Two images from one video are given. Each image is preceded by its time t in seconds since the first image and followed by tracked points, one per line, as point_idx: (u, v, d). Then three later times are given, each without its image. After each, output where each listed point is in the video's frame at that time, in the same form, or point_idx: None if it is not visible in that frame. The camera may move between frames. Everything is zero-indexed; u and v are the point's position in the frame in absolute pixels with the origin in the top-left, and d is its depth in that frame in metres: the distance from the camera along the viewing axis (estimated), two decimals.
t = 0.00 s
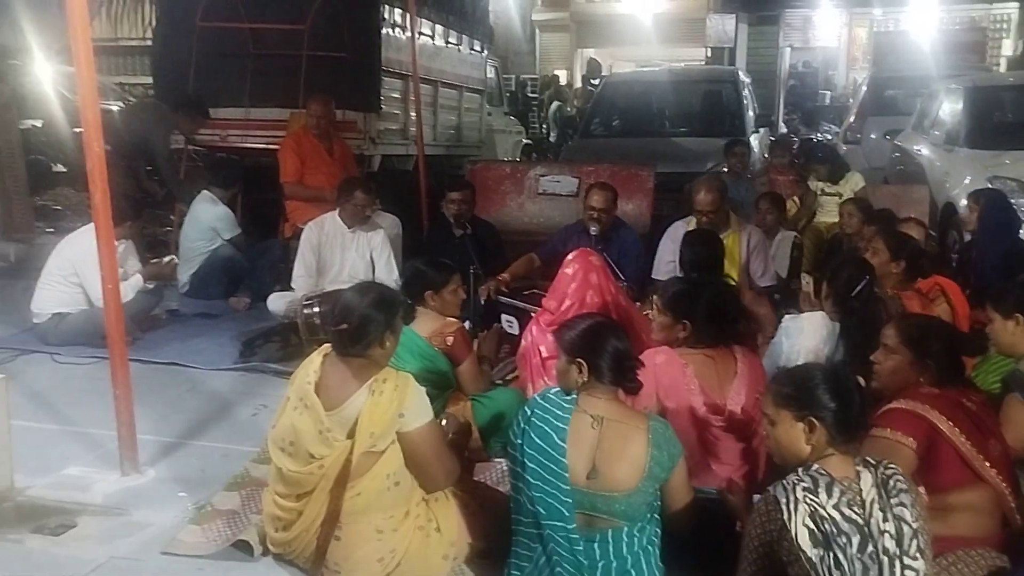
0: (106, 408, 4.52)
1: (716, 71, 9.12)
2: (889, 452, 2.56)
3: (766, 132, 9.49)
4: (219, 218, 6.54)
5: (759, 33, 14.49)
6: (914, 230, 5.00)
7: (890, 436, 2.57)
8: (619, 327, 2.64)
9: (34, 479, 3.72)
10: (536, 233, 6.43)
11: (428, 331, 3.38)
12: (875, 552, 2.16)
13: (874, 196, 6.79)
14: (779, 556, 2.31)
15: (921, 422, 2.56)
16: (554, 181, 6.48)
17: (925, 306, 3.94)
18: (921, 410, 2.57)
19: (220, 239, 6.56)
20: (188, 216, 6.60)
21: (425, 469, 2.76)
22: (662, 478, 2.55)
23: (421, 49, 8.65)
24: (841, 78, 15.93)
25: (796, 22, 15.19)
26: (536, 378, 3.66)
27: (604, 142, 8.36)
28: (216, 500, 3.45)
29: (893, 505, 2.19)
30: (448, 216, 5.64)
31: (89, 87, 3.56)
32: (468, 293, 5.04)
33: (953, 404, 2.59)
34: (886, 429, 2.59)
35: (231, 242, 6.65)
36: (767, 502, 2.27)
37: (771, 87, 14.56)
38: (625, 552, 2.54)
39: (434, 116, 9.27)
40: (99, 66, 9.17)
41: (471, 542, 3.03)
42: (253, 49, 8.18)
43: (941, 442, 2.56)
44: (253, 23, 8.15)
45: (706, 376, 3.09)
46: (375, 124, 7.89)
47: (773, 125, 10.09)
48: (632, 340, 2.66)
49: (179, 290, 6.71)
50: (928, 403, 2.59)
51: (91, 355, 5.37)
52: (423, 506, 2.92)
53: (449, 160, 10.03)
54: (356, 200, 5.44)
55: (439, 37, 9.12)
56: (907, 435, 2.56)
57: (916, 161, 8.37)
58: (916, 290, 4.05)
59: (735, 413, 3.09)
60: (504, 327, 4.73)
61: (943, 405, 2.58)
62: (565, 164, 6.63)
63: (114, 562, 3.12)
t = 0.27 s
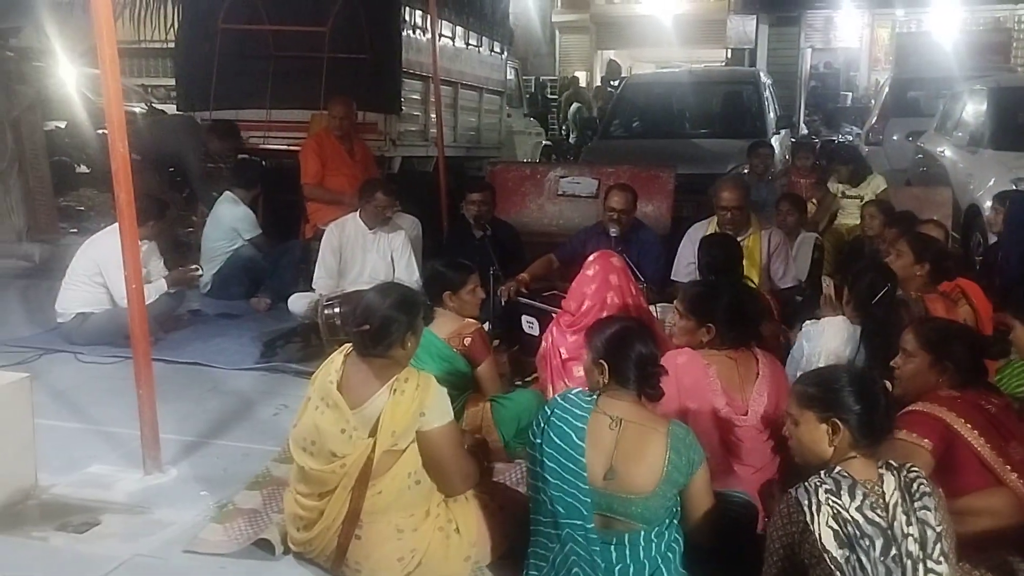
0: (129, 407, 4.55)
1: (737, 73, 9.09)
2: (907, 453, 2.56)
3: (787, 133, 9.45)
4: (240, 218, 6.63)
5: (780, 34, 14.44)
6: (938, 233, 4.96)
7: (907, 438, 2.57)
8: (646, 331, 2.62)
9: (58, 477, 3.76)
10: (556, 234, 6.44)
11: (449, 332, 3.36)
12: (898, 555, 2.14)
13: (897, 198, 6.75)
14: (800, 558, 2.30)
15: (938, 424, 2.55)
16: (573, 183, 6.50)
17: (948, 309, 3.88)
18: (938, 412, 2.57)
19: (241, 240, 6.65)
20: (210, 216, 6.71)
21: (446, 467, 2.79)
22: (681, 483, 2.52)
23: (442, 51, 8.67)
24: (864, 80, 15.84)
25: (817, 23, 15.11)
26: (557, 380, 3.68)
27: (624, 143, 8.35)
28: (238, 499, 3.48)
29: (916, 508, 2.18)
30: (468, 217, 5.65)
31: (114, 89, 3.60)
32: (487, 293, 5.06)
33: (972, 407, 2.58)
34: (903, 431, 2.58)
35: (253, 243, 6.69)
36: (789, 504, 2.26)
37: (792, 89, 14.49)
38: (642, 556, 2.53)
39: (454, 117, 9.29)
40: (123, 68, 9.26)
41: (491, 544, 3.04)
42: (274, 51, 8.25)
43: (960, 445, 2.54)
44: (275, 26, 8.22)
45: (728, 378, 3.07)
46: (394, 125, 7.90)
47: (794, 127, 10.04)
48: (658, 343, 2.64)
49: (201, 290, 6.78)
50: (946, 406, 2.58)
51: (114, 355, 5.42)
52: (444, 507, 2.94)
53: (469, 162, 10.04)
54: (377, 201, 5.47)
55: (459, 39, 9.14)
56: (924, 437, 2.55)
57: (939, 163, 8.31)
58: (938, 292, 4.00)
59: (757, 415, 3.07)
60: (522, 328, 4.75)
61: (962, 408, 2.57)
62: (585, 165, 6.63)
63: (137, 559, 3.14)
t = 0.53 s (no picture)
0: (148, 408, 4.59)
1: (755, 75, 9.07)
2: (931, 458, 2.54)
3: (805, 134, 9.41)
4: (259, 220, 6.61)
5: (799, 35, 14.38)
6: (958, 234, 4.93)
7: (930, 442, 2.55)
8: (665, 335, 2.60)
9: (79, 476, 3.79)
10: (573, 236, 6.44)
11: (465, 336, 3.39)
12: (917, 560, 2.14)
13: (916, 199, 6.70)
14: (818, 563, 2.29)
15: (964, 429, 2.53)
16: (591, 184, 6.51)
17: (970, 312, 3.86)
18: (963, 416, 2.55)
19: (260, 241, 6.64)
20: (230, 216, 6.70)
21: (463, 468, 2.79)
22: (697, 487, 2.52)
23: (460, 53, 8.69)
24: (883, 80, 15.75)
25: (836, 23, 15.04)
26: (574, 382, 3.66)
27: (641, 144, 8.34)
28: (257, 500, 3.50)
29: (935, 513, 2.17)
30: (485, 219, 5.66)
31: (134, 92, 3.62)
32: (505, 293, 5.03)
33: (997, 411, 2.57)
34: (927, 436, 2.57)
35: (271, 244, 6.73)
36: (807, 509, 2.26)
37: (810, 89, 14.45)
38: (659, 560, 2.53)
39: (471, 119, 9.31)
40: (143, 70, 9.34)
41: (508, 545, 3.04)
42: (294, 53, 8.31)
43: (983, 448, 2.53)
44: (293, 28, 8.26)
45: (747, 380, 3.06)
46: (412, 127, 7.87)
47: (813, 128, 10.00)
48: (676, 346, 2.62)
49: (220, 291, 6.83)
50: (971, 410, 2.56)
51: (134, 355, 5.47)
52: (462, 508, 2.93)
53: (486, 163, 10.07)
54: (394, 202, 5.47)
55: (476, 40, 9.15)
56: (949, 442, 2.53)
57: (960, 164, 8.25)
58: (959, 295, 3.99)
59: (779, 418, 3.05)
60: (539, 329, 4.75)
61: (987, 412, 2.56)
62: (602, 167, 6.65)
63: (157, 559, 3.17)
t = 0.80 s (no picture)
0: (159, 408, 4.60)
1: (765, 76, 9.06)
2: (935, 458, 2.53)
3: (816, 136, 9.38)
4: (269, 221, 6.64)
5: (809, 36, 14.34)
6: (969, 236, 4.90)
7: (935, 442, 2.55)
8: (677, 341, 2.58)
9: (89, 476, 3.81)
10: (582, 237, 6.44)
11: (473, 341, 3.38)
12: (928, 563, 2.13)
13: (928, 200, 6.67)
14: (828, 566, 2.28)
15: (968, 429, 2.53)
16: (601, 185, 6.50)
17: (981, 316, 3.83)
18: (967, 416, 2.54)
19: (269, 242, 6.66)
20: (239, 217, 6.71)
21: (470, 468, 2.80)
22: (704, 490, 2.52)
23: (469, 54, 8.69)
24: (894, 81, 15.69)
25: (847, 24, 14.99)
26: (583, 384, 3.67)
27: (651, 146, 8.33)
28: (267, 500, 3.51)
29: (946, 515, 2.15)
30: (494, 220, 5.66)
31: (145, 94, 3.63)
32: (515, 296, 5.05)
33: (1001, 410, 2.55)
34: (933, 435, 2.56)
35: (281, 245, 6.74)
36: (816, 511, 2.25)
37: (821, 90, 14.39)
38: (667, 562, 2.52)
39: (481, 120, 9.31)
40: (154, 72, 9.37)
41: (516, 546, 3.04)
42: (303, 55, 8.31)
43: (989, 448, 2.51)
44: (303, 29, 8.26)
45: (760, 382, 3.07)
46: (421, 128, 7.98)
47: (823, 129, 9.96)
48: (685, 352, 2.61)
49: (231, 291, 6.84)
50: (975, 410, 2.55)
51: (144, 356, 5.49)
52: (470, 509, 2.93)
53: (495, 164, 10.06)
54: (397, 203, 5.44)
55: (486, 42, 9.15)
56: (955, 442, 2.52)
57: (972, 166, 8.21)
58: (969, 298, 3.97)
59: (792, 420, 3.06)
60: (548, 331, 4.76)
61: (992, 412, 2.54)
62: (611, 168, 6.65)
63: (167, 559, 3.17)
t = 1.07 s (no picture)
0: (165, 409, 4.61)
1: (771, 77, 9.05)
2: (946, 461, 2.53)
3: (821, 137, 9.36)
4: (275, 222, 6.65)
5: (814, 37, 14.32)
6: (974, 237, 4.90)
7: (946, 444, 2.54)
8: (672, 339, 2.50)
9: (96, 477, 3.82)
10: (587, 238, 6.44)
11: (479, 348, 3.37)
12: (934, 565, 2.13)
13: (933, 201, 6.65)
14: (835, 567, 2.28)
15: (980, 432, 2.52)
16: (605, 187, 6.50)
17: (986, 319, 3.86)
18: (979, 418, 2.54)
19: (274, 243, 6.68)
20: (244, 218, 6.73)
21: (474, 470, 2.79)
22: (706, 487, 2.48)
23: (474, 56, 8.70)
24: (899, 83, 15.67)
25: (852, 25, 14.96)
26: (586, 385, 3.67)
27: (656, 147, 8.32)
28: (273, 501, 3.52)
29: (952, 518, 2.15)
30: (499, 221, 5.66)
31: (152, 95, 3.64)
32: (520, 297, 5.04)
33: (1014, 413, 2.55)
34: (943, 438, 2.56)
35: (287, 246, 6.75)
36: (823, 512, 2.25)
37: (826, 91, 14.38)
38: (672, 562, 2.51)
39: (486, 121, 9.31)
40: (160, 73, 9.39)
41: (520, 547, 3.04)
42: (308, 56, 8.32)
43: (1000, 451, 2.50)
44: (308, 31, 8.28)
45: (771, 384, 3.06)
46: (427, 129, 7.96)
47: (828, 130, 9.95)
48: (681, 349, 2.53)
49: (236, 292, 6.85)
50: (988, 412, 2.54)
51: (150, 356, 5.50)
52: (475, 510, 2.94)
53: (500, 166, 10.06)
54: (397, 202, 5.46)
55: (491, 43, 9.15)
56: (966, 445, 2.52)
57: (977, 167, 8.20)
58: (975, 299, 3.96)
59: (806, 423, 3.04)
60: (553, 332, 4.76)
61: (1004, 415, 2.54)
62: (616, 170, 6.65)
63: (173, 559, 3.18)
